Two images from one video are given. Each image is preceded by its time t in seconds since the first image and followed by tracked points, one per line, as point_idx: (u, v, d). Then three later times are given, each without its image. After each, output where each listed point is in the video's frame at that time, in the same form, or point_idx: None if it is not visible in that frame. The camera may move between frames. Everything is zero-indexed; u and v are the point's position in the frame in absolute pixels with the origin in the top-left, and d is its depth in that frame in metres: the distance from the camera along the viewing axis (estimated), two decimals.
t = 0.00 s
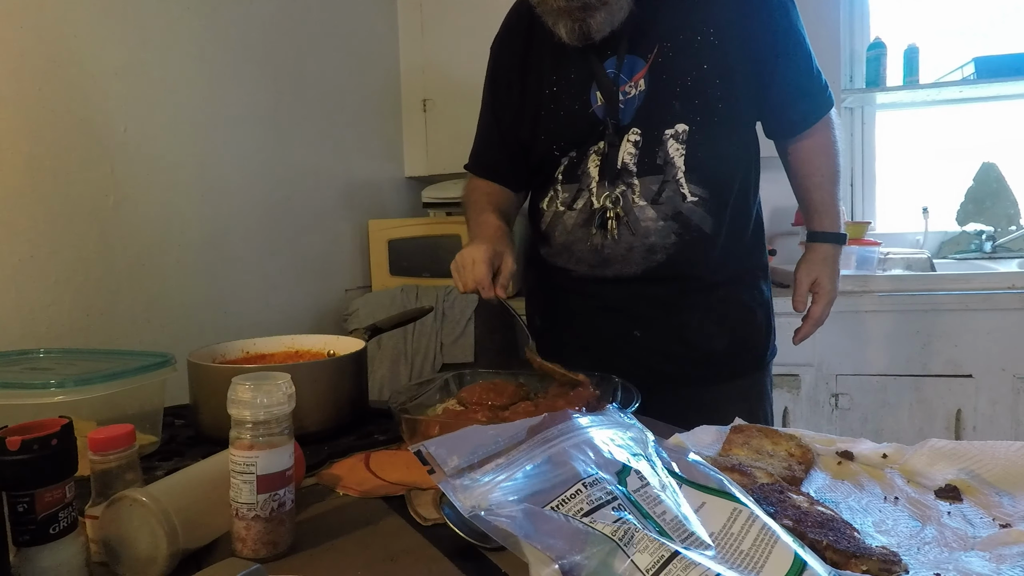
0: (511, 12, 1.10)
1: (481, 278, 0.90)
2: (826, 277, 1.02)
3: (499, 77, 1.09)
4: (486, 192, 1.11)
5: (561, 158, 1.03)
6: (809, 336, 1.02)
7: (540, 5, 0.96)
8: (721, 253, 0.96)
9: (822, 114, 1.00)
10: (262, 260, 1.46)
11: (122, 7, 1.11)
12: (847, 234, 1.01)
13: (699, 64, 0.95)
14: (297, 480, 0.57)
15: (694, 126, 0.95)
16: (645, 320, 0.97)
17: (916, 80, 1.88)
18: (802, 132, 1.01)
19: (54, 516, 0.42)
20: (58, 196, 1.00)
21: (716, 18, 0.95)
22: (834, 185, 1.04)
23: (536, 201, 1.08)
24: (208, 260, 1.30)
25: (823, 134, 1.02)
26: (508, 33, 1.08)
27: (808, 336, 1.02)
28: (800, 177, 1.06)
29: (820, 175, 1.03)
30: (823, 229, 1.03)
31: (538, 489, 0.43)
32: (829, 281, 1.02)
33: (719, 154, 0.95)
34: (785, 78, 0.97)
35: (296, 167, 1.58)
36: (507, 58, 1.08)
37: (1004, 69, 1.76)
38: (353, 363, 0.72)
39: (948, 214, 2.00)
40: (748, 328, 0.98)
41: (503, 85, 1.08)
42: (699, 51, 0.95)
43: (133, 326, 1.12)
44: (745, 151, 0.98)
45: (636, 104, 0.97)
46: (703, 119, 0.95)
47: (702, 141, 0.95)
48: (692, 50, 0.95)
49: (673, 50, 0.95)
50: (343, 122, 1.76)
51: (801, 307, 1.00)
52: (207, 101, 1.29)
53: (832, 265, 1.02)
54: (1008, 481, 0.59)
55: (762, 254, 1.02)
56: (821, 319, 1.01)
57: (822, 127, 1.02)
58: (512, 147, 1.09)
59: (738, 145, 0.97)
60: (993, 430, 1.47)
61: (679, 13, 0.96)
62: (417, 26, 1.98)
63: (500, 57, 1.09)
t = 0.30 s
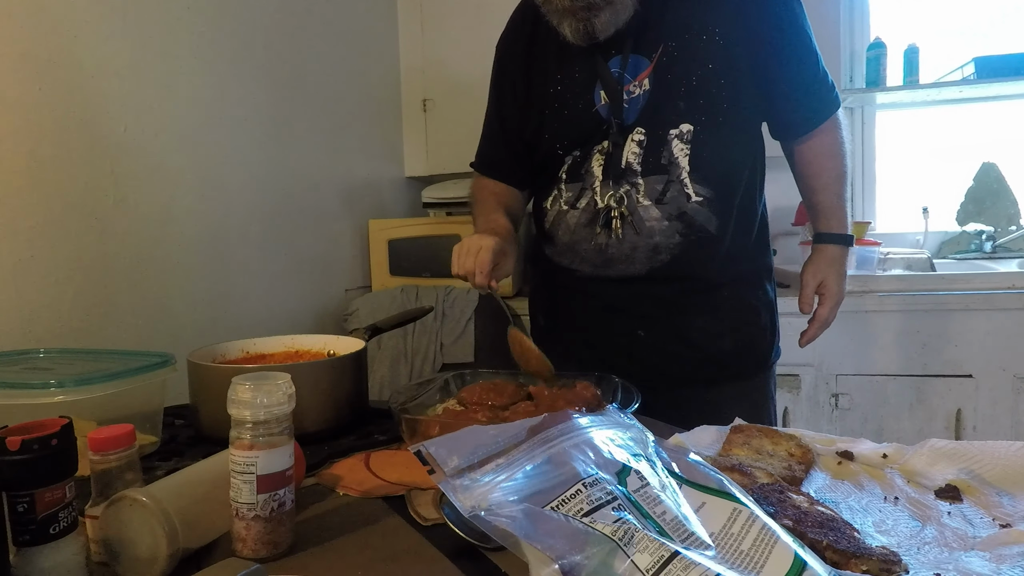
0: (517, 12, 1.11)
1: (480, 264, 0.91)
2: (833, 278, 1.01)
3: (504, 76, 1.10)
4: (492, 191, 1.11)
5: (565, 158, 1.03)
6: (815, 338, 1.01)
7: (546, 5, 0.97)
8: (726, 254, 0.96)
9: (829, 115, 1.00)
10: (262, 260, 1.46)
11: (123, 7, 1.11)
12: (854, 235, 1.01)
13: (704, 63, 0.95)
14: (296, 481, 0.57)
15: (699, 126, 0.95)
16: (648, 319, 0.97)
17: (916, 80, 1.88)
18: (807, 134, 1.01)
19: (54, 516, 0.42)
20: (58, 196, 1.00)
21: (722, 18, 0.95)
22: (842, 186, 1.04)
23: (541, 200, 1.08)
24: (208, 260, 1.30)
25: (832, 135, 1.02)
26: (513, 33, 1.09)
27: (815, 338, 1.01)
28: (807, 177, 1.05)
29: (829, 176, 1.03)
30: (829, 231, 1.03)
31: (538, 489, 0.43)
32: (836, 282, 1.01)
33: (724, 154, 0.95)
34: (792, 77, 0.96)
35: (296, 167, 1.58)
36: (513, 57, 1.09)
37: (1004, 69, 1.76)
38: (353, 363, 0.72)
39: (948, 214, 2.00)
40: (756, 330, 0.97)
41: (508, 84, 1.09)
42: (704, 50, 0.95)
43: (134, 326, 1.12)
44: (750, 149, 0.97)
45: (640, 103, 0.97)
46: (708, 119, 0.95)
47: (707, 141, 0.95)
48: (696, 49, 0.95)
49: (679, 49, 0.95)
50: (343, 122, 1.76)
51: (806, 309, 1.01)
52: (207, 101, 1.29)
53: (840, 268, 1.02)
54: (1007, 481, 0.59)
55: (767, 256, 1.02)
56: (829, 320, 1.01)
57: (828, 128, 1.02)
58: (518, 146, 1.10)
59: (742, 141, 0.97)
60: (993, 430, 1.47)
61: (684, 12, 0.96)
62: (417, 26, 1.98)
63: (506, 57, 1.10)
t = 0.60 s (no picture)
0: (527, 9, 1.12)
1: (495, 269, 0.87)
2: (840, 279, 1.01)
3: (510, 72, 1.10)
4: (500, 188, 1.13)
5: (569, 148, 1.03)
6: (824, 340, 1.00)
7: None
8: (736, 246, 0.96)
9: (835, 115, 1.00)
10: (262, 260, 1.46)
11: (122, 7, 1.11)
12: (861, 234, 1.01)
13: (713, 53, 0.95)
14: (296, 481, 0.57)
15: (708, 114, 0.95)
16: (656, 313, 0.97)
17: (916, 80, 1.88)
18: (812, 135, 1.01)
19: (54, 516, 0.42)
20: (58, 196, 1.00)
21: (730, 12, 0.95)
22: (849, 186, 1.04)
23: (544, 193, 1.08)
24: (207, 260, 1.30)
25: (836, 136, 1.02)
26: (521, 29, 1.10)
27: (823, 340, 1.00)
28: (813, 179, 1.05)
29: (836, 176, 1.03)
30: (837, 231, 1.02)
31: (538, 489, 0.43)
32: (843, 282, 1.00)
33: (733, 144, 0.95)
34: (800, 74, 0.96)
35: (296, 167, 1.58)
36: (520, 52, 1.09)
37: (1004, 69, 1.76)
38: (353, 364, 0.72)
39: (948, 214, 2.01)
40: (765, 330, 0.97)
41: (513, 79, 1.09)
42: (712, 41, 0.95)
43: (133, 326, 1.13)
44: (758, 142, 0.97)
45: (647, 93, 0.97)
46: (717, 107, 0.95)
47: (716, 129, 0.95)
48: (704, 40, 0.95)
49: (687, 40, 0.96)
50: (343, 122, 1.76)
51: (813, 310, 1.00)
52: (207, 101, 1.29)
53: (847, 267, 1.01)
54: (1008, 481, 0.59)
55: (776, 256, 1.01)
56: (837, 320, 0.99)
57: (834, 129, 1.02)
58: (522, 145, 1.11)
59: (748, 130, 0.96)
60: (993, 430, 1.47)
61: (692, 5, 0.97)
62: (416, 26, 1.98)
63: (513, 52, 1.10)
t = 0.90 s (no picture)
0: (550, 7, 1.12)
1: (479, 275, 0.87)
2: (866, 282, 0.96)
3: (524, 70, 1.10)
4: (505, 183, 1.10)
5: (581, 133, 1.02)
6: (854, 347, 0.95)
7: None
8: (756, 228, 0.94)
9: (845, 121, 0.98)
10: (262, 260, 1.46)
11: (122, 8, 1.11)
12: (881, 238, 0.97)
13: (731, 42, 0.95)
14: (297, 481, 0.57)
15: (728, 95, 0.94)
16: (677, 312, 0.95)
17: (916, 80, 1.88)
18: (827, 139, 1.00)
19: (54, 516, 0.42)
20: (57, 197, 1.00)
21: (746, 4, 0.95)
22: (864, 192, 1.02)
23: (557, 182, 1.08)
24: (208, 261, 1.30)
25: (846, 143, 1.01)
26: (541, 25, 1.10)
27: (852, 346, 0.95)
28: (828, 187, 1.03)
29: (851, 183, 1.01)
30: (856, 235, 0.99)
31: (538, 489, 0.43)
32: (869, 287, 0.95)
33: (751, 126, 0.94)
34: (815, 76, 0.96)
35: (297, 167, 1.58)
36: (535, 50, 1.09)
37: (1005, 69, 1.76)
38: (353, 364, 0.72)
39: (948, 214, 2.01)
40: (785, 328, 0.94)
41: (527, 76, 1.09)
42: (730, 32, 0.95)
43: (134, 326, 1.13)
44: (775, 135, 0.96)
45: (663, 77, 0.96)
46: (737, 90, 0.94)
47: (736, 109, 0.94)
48: (722, 31, 0.95)
49: (705, 29, 0.96)
50: (343, 122, 1.76)
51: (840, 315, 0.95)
52: (207, 101, 1.29)
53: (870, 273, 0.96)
54: (1007, 481, 0.59)
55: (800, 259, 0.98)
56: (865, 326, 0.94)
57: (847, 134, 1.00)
58: (532, 145, 1.10)
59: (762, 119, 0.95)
60: (993, 430, 1.47)
61: None
62: (416, 26, 1.98)
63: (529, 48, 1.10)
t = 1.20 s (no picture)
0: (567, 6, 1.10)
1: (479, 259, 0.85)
2: (879, 296, 0.96)
3: (538, 59, 1.08)
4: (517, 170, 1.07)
5: (591, 121, 1.02)
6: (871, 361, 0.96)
7: None
8: (769, 215, 0.92)
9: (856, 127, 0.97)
10: (262, 259, 1.46)
11: (122, 7, 1.11)
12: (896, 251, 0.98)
13: (745, 35, 0.95)
14: (297, 481, 0.57)
15: (743, 84, 0.94)
16: (688, 301, 0.93)
17: (916, 80, 1.88)
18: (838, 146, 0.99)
19: (54, 516, 0.42)
20: (57, 197, 1.00)
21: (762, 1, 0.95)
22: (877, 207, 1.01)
23: (566, 172, 1.07)
24: (208, 260, 1.30)
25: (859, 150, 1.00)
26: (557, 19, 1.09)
27: (867, 360, 0.97)
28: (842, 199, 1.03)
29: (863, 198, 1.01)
30: (870, 249, 1.00)
31: (538, 489, 0.43)
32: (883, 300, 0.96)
33: (766, 114, 0.93)
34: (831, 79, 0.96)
35: (296, 166, 1.58)
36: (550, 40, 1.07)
37: (1005, 69, 1.76)
38: (353, 363, 0.72)
39: (948, 214, 2.01)
40: (794, 323, 0.92)
41: (541, 65, 1.08)
42: (745, 25, 0.95)
43: (134, 326, 1.13)
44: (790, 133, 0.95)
45: (677, 65, 0.96)
46: (752, 79, 0.94)
47: (751, 97, 0.93)
48: (737, 24, 0.95)
49: (722, 23, 0.95)
50: (343, 122, 1.76)
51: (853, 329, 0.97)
52: (207, 100, 1.29)
53: (884, 285, 0.97)
54: (1008, 481, 0.59)
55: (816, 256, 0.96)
56: (879, 340, 0.95)
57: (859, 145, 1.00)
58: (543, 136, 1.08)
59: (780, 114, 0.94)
60: (993, 430, 1.47)
61: None
62: (416, 26, 1.98)
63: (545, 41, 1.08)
